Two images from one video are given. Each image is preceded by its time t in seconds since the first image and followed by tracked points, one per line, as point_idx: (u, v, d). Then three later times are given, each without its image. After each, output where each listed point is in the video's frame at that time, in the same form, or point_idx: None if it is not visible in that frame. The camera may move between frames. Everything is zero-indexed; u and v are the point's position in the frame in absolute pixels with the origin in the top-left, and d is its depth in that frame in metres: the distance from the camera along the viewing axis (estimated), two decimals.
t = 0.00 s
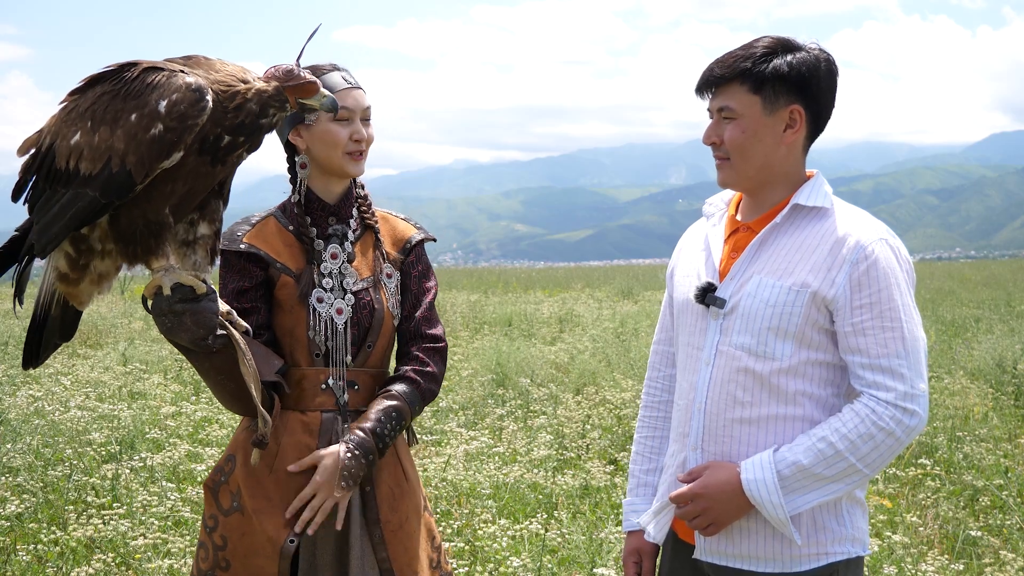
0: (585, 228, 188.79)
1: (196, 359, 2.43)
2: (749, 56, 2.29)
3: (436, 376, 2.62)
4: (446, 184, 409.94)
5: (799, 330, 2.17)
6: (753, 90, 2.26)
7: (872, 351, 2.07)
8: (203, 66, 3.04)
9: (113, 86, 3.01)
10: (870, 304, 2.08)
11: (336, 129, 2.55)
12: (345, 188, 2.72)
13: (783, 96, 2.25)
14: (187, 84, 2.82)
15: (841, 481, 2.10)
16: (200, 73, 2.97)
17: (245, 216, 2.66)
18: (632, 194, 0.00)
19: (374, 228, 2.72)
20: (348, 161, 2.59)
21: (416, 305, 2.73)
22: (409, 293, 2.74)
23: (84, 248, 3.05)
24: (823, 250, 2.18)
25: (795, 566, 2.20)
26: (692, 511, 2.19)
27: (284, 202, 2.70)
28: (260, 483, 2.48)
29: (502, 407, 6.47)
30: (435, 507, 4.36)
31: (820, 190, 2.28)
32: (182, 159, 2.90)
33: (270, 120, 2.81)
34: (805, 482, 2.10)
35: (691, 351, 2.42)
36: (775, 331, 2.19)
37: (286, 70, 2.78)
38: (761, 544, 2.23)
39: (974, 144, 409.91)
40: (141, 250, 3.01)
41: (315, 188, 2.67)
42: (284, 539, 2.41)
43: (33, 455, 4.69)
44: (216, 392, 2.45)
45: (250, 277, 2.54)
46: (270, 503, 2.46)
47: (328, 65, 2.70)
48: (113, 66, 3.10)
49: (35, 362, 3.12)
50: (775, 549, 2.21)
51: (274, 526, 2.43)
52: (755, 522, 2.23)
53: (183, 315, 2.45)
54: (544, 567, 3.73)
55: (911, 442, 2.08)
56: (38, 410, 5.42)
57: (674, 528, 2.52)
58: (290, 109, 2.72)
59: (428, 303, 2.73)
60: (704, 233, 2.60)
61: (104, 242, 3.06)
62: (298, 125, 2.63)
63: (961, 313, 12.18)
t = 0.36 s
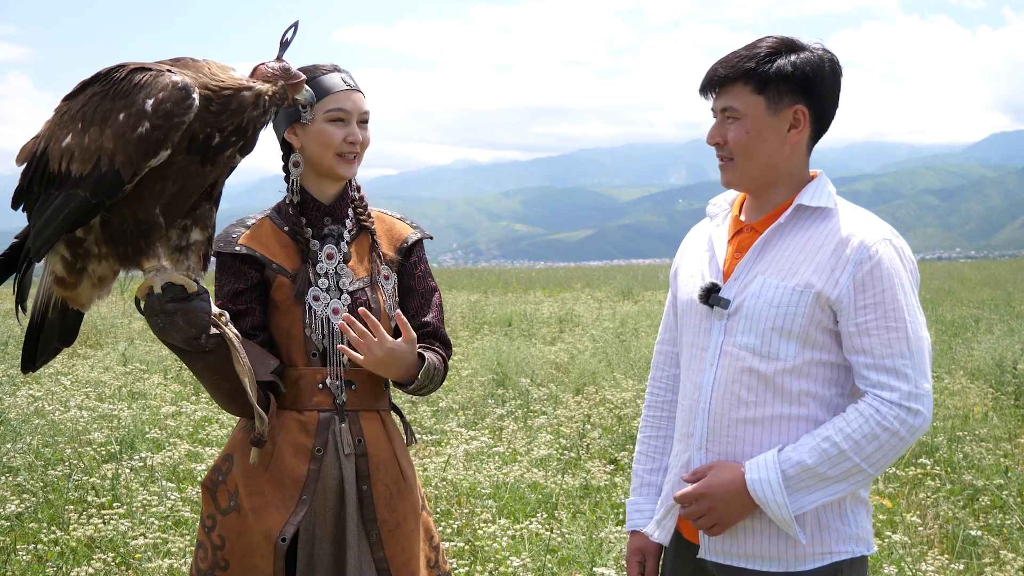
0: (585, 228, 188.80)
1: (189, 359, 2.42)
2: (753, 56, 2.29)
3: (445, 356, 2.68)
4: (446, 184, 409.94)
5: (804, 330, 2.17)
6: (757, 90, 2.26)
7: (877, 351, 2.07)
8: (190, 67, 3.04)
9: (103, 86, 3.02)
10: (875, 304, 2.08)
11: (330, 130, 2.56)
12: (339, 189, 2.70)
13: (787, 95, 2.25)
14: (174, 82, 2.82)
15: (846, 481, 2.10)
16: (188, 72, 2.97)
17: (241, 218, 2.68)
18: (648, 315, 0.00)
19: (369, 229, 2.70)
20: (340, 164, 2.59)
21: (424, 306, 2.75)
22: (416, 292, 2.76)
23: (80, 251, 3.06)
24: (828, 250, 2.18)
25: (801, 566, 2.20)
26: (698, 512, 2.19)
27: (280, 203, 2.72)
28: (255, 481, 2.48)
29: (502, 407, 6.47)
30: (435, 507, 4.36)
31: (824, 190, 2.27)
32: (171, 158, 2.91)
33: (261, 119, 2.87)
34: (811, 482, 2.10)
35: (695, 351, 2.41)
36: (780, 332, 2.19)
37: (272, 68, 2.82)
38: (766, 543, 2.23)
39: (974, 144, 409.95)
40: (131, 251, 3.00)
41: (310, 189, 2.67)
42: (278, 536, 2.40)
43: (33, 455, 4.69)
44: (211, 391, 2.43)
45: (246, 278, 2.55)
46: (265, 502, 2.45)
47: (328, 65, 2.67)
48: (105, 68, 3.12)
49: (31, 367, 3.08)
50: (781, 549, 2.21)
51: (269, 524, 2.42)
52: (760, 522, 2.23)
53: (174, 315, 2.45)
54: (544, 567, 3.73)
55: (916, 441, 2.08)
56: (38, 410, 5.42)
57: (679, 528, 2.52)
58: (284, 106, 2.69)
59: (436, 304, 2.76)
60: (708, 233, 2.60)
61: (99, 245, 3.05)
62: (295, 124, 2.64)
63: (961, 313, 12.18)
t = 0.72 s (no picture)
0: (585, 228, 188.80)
1: (186, 359, 2.40)
2: (754, 56, 2.29)
3: (433, 378, 2.65)
4: (446, 184, 409.94)
5: (804, 330, 2.17)
6: (759, 91, 2.26)
7: (877, 351, 2.07)
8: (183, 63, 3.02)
9: (101, 90, 3.03)
10: (876, 304, 2.08)
11: (329, 124, 2.54)
12: (341, 187, 2.71)
13: (788, 96, 2.25)
14: (172, 80, 2.82)
15: (847, 482, 2.10)
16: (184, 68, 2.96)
17: (240, 217, 2.67)
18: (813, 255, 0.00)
19: (371, 231, 2.72)
20: (343, 160, 2.58)
21: (416, 308, 2.73)
22: (407, 295, 2.73)
23: (84, 257, 3.07)
24: (828, 251, 2.18)
25: (801, 566, 2.20)
26: (698, 510, 2.19)
27: (282, 202, 2.72)
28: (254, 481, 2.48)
29: (502, 407, 6.48)
30: (435, 507, 4.36)
31: (825, 191, 2.28)
32: (174, 156, 2.90)
33: (262, 78, 2.99)
34: (811, 482, 2.10)
35: (696, 351, 2.42)
36: (780, 332, 2.19)
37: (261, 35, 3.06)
38: (767, 543, 2.23)
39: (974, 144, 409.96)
40: (128, 252, 3.01)
41: (311, 187, 2.67)
42: (278, 535, 2.41)
43: (33, 455, 4.69)
44: (208, 391, 2.43)
45: (244, 277, 2.53)
46: (263, 502, 2.45)
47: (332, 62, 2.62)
48: (100, 73, 3.13)
49: (44, 386, 3.06)
50: (781, 548, 2.21)
51: (268, 524, 2.42)
52: (760, 521, 2.23)
53: (170, 315, 2.44)
54: (544, 567, 3.73)
55: (916, 441, 2.08)
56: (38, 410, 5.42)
57: (679, 527, 2.52)
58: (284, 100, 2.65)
59: (429, 306, 2.74)
60: (709, 233, 2.61)
61: (100, 250, 3.05)
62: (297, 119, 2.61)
63: (960, 313, 12.19)
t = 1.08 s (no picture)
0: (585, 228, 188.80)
1: (186, 360, 2.40)
2: (756, 57, 2.29)
3: (438, 375, 2.66)
4: (446, 184, 409.95)
5: (805, 330, 2.17)
6: (761, 91, 2.25)
7: (878, 351, 2.07)
8: (180, 62, 3.01)
9: (97, 92, 3.02)
10: (877, 304, 2.08)
11: (339, 125, 2.54)
12: (345, 189, 2.72)
13: (790, 97, 2.25)
14: (167, 81, 2.80)
15: (847, 481, 2.10)
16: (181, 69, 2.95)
17: (242, 216, 2.67)
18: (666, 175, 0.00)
19: (374, 231, 2.72)
20: (349, 161, 2.59)
21: (416, 308, 2.75)
22: (409, 293, 2.75)
23: (84, 260, 3.06)
24: (829, 251, 2.18)
25: (800, 565, 2.20)
26: (698, 509, 2.19)
27: (283, 202, 2.72)
28: (261, 482, 2.47)
29: (502, 407, 6.47)
30: (435, 507, 4.36)
31: (827, 191, 2.27)
32: (170, 158, 2.90)
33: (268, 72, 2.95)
34: (811, 482, 2.10)
35: (697, 351, 2.42)
36: (781, 331, 2.19)
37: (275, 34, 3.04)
38: (767, 541, 2.22)
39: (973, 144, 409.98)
40: (128, 253, 2.99)
41: (316, 186, 2.67)
42: (287, 535, 2.41)
43: (33, 455, 4.69)
44: (208, 391, 2.44)
45: (249, 277, 2.52)
46: (270, 502, 2.45)
47: (337, 63, 2.63)
48: (97, 74, 3.13)
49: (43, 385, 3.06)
50: (781, 547, 2.21)
51: (275, 524, 2.42)
52: (761, 520, 2.23)
53: (169, 317, 2.44)
54: (544, 567, 3.73)
55: (916, 441, 2.08)
56: (38, 410, 5.42)
57: (679, 526, 2.50)
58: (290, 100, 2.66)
59: (430, 305, 2.76)
60: (710, 233, 2.61)
61: (100, 253, 3.04)
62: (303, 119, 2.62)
63: (960, 313, 12.19)
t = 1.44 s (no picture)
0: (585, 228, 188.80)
1: (197, 360, 2.41)
2: (759, 57, 2.29)
3: (445, 373, 2.68)
4: (446, 184, 409.94)
5: (807, 330, 2.17)
6: (763, 91, 2.25)
7: (880, 351, 2.07)
8: (191, 64, 3.00)
9: (108, 93, 3.02)
10: (878, 303, 2.08)
11: (345, 124, 2.55)
12: (349, 188, 2.71)
13: (793, 97, 2.25)
14: (179, 84, 2.79)
15: (849, 481, 2.10)
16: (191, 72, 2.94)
17: (247, 217, 2.64)
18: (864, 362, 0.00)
19: (380, 228, 2.72)
20: (354, 160, 2.59)
21: (425, 305, 2.76)
22: (418, 291, 2.76)
23: (87, 259, 3.06)
24: (831, 250, 2.18)
25: (801, 565, 2.20)
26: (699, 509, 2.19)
27: (288, 201, 2.69)
28: (276, 482, 2.47)
29: (502, 407, 6.47)
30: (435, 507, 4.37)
31: (828, 191, 2.27)
32: (181, 161, 2.90)
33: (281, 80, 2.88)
34: (813, 482, 2.10)
35: (698, 351, 2.42)
36: (782, 331, 2.19)
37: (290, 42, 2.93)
38: (768, 542, 2.22)
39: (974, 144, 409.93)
40: (135, 254, 3.01)
41: (321, 186, 2.67)
42: (302, 535, 2.41)
43: (33, 455, 4.70)
44: (221, 393, 2.45)
45: (258, 277, 2.52)
46: (285, 502, 2.45)
47: (343, 62, 2.63)
48: (109, 75, 3.13)
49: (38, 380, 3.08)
50: (781, 547, 2.21)
51: (291, 524, 2.42)
52: (763, 520, 2.23)
53: (178, 316, 2.43)
54: (544, 567, 3.73)
55: (918, 441, 2.08)
56: (38, 410, 5.42)
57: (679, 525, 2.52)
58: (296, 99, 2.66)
59: (436, 303, 2.78)
60: (711, 234, 2.60)
61: (107, 253, 3.05)
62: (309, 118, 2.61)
63: (960, 313, 12.18)
